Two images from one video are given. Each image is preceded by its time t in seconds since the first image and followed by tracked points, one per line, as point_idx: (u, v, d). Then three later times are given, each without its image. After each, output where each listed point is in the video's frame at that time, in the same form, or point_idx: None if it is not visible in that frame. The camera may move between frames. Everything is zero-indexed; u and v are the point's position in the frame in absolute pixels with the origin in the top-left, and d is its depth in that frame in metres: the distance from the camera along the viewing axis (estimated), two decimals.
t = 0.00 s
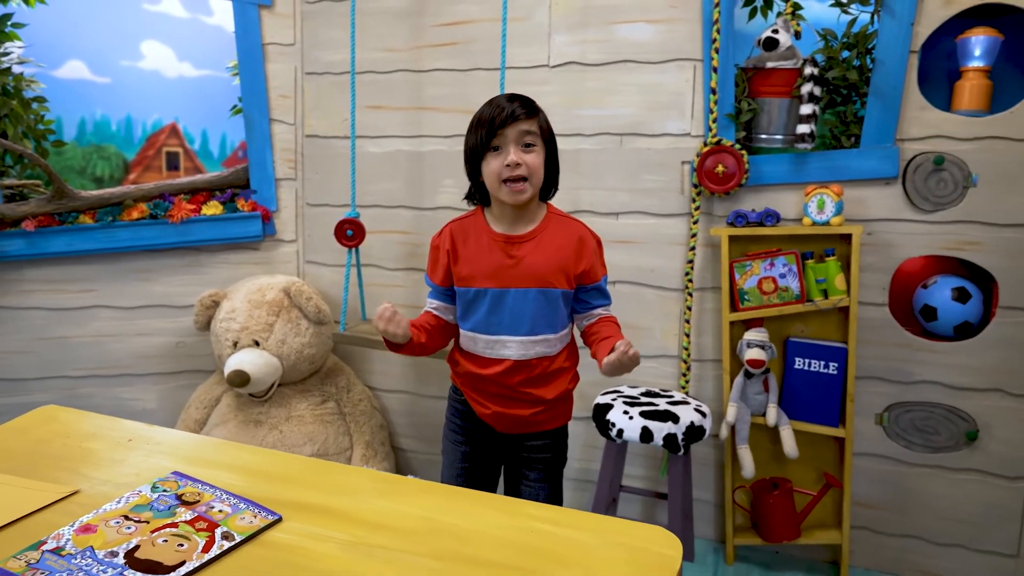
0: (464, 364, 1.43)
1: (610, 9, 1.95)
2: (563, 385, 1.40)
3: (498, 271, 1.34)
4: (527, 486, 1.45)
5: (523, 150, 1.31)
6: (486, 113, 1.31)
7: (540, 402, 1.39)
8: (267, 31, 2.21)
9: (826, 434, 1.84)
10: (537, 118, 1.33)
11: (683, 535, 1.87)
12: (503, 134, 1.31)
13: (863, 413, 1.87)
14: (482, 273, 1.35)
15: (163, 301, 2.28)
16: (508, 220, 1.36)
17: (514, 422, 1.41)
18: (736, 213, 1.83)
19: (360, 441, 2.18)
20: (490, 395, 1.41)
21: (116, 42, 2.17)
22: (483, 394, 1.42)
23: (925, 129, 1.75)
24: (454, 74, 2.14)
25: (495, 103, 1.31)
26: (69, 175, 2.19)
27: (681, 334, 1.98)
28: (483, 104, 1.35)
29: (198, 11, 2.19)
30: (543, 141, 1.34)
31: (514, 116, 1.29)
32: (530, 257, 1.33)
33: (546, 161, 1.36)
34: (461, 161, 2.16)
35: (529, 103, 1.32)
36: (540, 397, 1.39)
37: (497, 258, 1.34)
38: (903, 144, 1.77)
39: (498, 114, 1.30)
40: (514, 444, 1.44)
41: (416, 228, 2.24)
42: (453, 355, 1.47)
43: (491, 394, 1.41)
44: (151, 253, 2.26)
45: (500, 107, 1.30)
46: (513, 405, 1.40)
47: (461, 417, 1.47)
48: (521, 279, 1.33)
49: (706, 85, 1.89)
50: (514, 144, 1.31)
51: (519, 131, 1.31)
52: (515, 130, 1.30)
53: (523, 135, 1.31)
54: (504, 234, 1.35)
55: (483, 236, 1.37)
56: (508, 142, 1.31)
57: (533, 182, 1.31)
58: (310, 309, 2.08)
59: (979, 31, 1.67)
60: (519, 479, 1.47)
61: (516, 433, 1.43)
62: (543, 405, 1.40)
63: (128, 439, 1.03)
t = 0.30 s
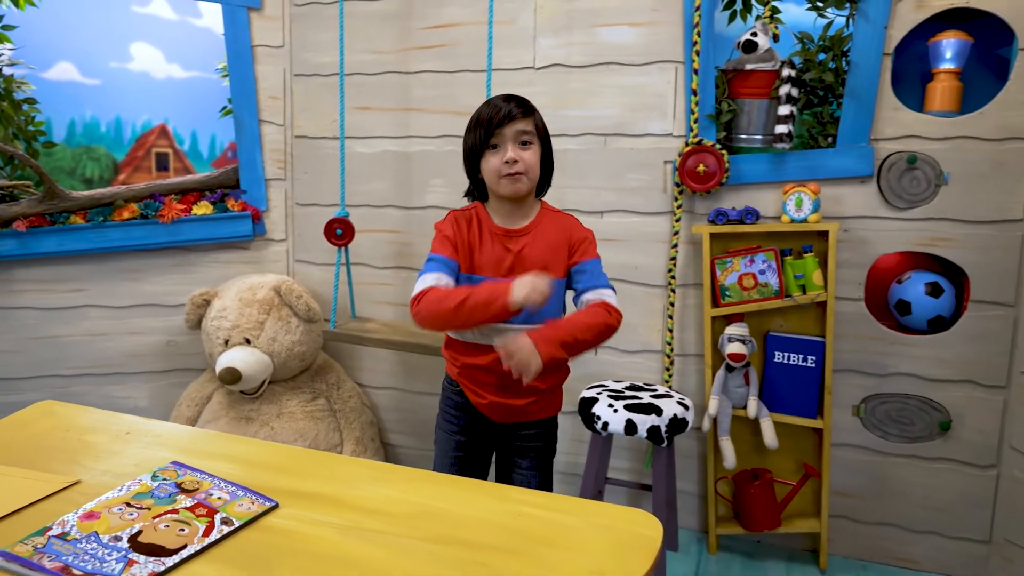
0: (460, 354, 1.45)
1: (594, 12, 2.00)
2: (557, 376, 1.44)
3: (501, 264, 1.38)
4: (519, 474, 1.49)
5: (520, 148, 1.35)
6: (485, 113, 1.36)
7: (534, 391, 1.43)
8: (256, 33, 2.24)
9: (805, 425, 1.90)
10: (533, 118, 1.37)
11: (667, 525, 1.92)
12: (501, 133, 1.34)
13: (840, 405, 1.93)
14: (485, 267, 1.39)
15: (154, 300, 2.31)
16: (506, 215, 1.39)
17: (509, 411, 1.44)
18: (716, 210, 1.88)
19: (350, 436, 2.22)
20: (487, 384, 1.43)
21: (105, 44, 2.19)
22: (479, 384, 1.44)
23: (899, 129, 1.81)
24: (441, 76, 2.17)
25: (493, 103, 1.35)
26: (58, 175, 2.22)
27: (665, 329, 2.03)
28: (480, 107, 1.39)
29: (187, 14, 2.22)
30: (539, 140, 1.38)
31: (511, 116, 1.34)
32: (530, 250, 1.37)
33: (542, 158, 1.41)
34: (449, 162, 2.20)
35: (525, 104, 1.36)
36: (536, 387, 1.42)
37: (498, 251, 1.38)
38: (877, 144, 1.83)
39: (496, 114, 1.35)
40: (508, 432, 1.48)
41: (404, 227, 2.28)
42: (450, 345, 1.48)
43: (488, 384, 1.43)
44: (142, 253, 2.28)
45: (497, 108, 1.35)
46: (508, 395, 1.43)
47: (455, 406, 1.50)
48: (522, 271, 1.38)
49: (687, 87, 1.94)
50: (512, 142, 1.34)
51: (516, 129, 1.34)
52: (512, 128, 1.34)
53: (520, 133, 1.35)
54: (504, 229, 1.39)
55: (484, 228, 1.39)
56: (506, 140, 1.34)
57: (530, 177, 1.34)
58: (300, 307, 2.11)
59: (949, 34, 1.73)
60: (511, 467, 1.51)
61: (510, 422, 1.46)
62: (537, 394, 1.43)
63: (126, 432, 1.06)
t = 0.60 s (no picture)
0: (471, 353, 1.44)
1: (573, 13, 2.03)
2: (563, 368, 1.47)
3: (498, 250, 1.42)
4: (525, 470, 1.49)
5: (517, 150, 1.38)
6: (481, 116, 1.38)
7: (546, 383, 1.45)
8: (239, 34, 2.27)
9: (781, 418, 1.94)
10: (528, 120, 1.40)
11: (646, 517, 1.95)
12: (497, 136, 1.37)
13: (815, 398, 1.97)
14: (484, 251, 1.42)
15: (138, 300, 2.32)
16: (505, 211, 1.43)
17: (523, 408, 1.43)
18: (692, 209, 1.92)
19: (334, 434, 2.24)
20: (502, 381, 1.42)
21: (86, 45, 2.19)
22: (493, 382, 1.43)
23: (869, 129, 1.86)
24: (423, 77, 2.20)
25: (489, 108, 1.38)
26: (39, 176, 2.21)
27: (644, 326, 2.07)
28: (475, 109, 1.41)
29: (169, 14, 2.23)
30: (533, 141, 1.42)
31: (507, 119, 1.36)
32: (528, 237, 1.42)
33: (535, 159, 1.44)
34: (431, 161, 2.22)
35: (519, 107, 1.39)
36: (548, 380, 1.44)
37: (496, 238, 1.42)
38: (848, 143, 1.88)
39: (492, 117, 1.37)
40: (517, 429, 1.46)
41: (387, 226, 2.30)
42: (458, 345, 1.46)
43: (500, 379, 1.42)
44: (125, 253, 2.29)
45: (492, 111, 1.37)
46: (522, 390, 1.43)
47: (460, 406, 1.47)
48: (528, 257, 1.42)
49: (664, 87, 1.98)
50: (509, 144, 1.37)
51: (513, 132, 1.37)
52: (509, 131, 1.37)
53: (516, 136, 1.38)
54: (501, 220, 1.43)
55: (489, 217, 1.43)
56: (503, 143, 1.37)
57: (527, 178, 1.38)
58: (284, 305, 2.13)
59: (917, 36, 1.78)
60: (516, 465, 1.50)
61: (523, 418, 1.45)
62: (547, 388, 1.45)
63: (112, 427, 1.09)
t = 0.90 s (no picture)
0: (459, 349, 1.45)
1: (549, 16, 2.07)
2: (543, 362, 1.53)
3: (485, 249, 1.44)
4: (512, 467, 1.55)
5: (504, 157, 1.40)
6: (470, 119, 1.40)
7: (531, 378, 1.50)
8: (218, 36, 2.30)
9: (754, 412, 1.98)
10: (517, 125, 1.42)
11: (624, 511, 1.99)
12: (486, 141, 1.40)
13: (787, 393, 2.02)
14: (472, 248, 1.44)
15: (118, 301, 2.32)
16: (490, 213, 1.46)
17: (512, 402, 1.47)
18: (667, 208, 1.96)
19: (315, 432, 2.26)
20: (494, 374, 1.44)
21: (64, 46, 2.18)
22: (484, 375, 1.45)
23: (838, 129, 1.90)
24: (402, 78, 2.23)
25: (479, 111, 1.40)
26: (17, 178, 2.17)
27: (620, 323, 2.10)
28: (466, 111, 1.43)
29: (147, 16, 2.24)
30: (521, 146, 1.44)
31: (497, 124, 1.39)
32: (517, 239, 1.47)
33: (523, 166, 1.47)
34: (410, 162, 2.25)
35: (510, 112, 1.41)
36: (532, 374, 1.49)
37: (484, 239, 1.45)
38: (818, 143, 1.92)
39: (481, 122, 1.40)
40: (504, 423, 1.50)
41: (367, 226, 2.32)
42: (443, 342, 1.46)
43: (493, 375, 1.45)
44: (105, 253, 2.29)
45: (483, 115, 1.40)
46: (511, 384, 1.46)
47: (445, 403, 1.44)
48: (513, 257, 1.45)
49: (638, 89, 2.02)
50: (497, 150, 1.40)
51: (501, 138, 1.40)
52: (497, 137, 1.39)
53: (504, 142, 1.40)
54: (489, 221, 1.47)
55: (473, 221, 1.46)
56: (491, 148, 1.40)
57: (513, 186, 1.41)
58: (265, 305, 2.15)
59: (884, 39, 1.83)
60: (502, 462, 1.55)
61: (511, 412, 1.48)
62: (531, 382, 1.50)
63: (93, 424, 1.10)
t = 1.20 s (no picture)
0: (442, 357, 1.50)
1: (528, 18, 2.11)
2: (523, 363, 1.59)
3: (469, 255, 1.47)
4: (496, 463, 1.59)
5: (491, 159, 1.43)
6: (458, 121, 1.42)
7: (512, 380, 1.57)
8: (201, 37, 2.32)
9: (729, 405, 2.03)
10: (504, 126, 1.44)
11: (602, 504, 2.03)
12: (473, 143, 1.42)
13: (761, 386, 2.07)
14: (455, 255, 1.47)
15: (101, 300, 2.34)
16: (474, 214, 1.48)
17: (496, 404, 1.54)
18: (643, 206, 2.00)
19: (299, 429, 2.29)
20: (479, 380, 1.50)
21: (45, 46, 2.18)
22: (469, 382, 1.51)
23: (808, 129, 1.95)
24: (383, 79, 2.25)
25: (467, 112, 1.42)
26: None
27: (599, 320, 2.14)
28: (454, 111, 1.45)
29: (129, 17, 2.24)
30: (510, 148, 1.46)
31: (485, 126, 1.41)
32: (500, 244, 1.49)
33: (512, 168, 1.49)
34: (392, 161, 2.28)
35: (498, 113, 1.43)
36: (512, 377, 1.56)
37: (468, 245, 1.47)
38: (790, 143, 1.97)
39: (469, 123, 1.41)
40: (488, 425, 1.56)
41: (349, 225, 2.35)
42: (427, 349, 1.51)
43: (478, 380, 1.51)
44: (88, 253, 2.30)
45: (471, 116, 1.41)
46: (494, 388, 1.53)
47: (430, 409, 1.50)
48: (491, 262, 1.48)
49: (615, 90, 2.06)
50: (484, 152, 1.42)
51: (488, 141, 1.42)
52: (485, 139, 1.41)
53: (492, 145, 1.42)
54: (473, 224, 1.48)
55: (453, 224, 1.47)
56: (479, 151, 1.42)
57: (500, 188, 1.43)
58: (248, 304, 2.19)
59: (852, 42, 1.88)
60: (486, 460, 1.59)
61: (494, 415, 1.55)
62: (512, 384, 1.57)
63: (78, 418, 1.13)
